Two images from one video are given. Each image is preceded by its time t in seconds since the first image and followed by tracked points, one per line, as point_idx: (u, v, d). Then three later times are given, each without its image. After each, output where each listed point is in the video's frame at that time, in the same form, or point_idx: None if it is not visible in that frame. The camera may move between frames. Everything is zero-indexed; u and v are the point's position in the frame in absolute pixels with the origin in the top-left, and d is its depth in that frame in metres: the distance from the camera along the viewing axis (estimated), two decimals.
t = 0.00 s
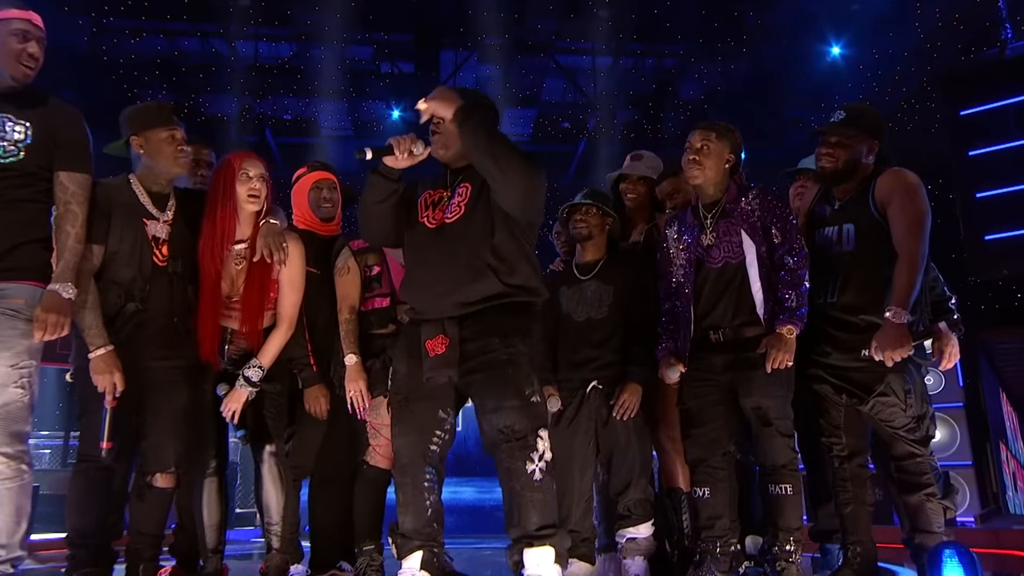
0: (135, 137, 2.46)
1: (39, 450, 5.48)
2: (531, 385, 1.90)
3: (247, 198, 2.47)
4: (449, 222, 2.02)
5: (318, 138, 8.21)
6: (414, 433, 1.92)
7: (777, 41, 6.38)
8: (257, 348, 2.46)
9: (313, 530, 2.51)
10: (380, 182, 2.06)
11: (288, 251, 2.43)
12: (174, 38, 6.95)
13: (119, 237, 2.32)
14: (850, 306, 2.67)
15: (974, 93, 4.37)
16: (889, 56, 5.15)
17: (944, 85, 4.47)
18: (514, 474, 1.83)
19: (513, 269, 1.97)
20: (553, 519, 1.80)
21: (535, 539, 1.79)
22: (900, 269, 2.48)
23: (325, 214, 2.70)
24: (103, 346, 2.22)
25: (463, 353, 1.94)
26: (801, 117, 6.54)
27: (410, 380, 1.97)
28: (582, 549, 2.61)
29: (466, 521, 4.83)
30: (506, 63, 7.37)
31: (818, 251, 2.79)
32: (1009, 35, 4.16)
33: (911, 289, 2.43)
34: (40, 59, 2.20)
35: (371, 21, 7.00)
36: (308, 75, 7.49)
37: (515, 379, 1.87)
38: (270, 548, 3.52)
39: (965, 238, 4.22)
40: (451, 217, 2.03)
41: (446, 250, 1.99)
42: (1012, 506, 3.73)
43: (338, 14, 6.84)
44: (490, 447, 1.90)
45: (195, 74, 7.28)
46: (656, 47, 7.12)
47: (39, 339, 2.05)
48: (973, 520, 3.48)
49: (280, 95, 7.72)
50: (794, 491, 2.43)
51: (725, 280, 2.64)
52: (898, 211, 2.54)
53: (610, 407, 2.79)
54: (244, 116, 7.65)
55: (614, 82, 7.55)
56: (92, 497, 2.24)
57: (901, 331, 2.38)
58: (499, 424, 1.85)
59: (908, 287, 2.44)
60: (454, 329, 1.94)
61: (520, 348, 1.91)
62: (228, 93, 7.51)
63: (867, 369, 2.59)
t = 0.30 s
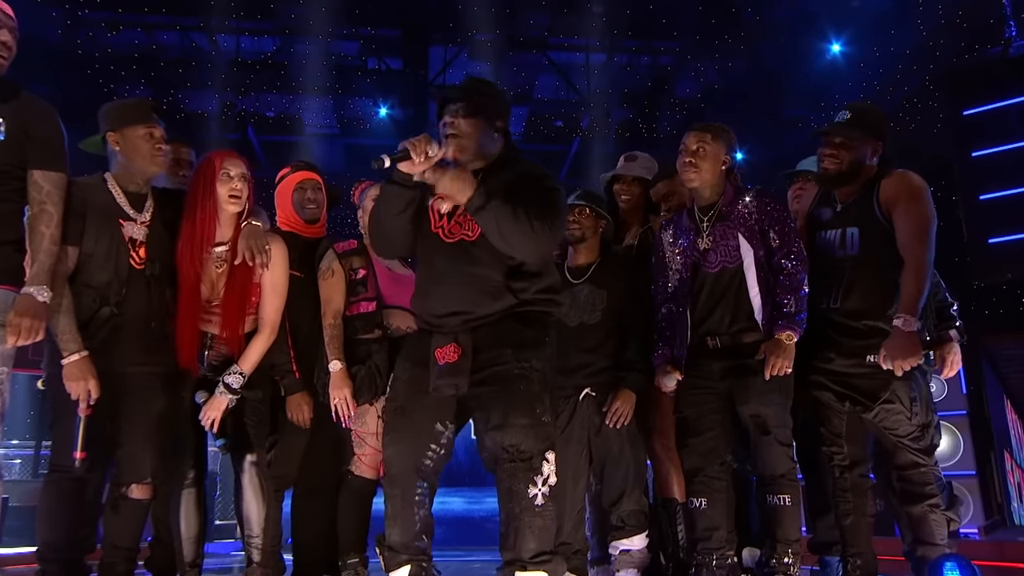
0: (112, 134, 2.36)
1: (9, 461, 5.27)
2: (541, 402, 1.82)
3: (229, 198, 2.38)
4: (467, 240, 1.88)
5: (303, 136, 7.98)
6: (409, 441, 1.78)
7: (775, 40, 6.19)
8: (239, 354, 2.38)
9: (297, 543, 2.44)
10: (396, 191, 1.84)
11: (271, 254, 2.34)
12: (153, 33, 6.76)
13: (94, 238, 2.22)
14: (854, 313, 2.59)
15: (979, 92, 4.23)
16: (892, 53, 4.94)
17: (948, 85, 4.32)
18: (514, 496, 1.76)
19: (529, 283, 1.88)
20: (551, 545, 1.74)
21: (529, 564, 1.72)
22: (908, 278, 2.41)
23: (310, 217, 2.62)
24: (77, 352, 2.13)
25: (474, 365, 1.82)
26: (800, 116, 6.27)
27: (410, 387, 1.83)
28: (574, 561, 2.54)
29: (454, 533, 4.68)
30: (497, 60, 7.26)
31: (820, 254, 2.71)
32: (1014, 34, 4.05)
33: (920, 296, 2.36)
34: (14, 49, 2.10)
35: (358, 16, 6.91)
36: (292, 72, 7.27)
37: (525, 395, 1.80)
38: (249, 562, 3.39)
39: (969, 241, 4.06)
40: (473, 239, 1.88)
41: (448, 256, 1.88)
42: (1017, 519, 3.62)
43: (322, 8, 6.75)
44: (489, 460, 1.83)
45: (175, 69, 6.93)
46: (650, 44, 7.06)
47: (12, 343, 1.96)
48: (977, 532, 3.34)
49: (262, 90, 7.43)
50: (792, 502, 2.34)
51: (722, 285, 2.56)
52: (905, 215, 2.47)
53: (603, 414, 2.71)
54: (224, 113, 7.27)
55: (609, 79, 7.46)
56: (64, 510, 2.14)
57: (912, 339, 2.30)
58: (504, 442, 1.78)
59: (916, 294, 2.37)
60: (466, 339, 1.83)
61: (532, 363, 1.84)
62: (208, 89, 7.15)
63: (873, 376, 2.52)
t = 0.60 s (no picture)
0: (88, 127, 2.27)
1: None
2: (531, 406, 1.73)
3: (209, 195, 2.29)
4: (443, 226, 1.79)
5: (285, 130, 7.72)
6: (383, 447, 1.70)
7: (772, 32, 5.95)
8: (219, 356, 2.30)
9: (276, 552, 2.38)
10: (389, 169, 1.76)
11: (253, 254, 2.26)
12: (130, 22, 6.54)
13: (69, 237, 2.13)
14: (861, 313, 2.51)
15: (986, 86, 4.21)
16: (894, 47, 5.05)
17: (952, 80, 4.32)
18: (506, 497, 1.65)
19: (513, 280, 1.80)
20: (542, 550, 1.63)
21: (521, 570, 1.61)
22: (929, 275, 2.36)
23: (292, 213, 2.53)
24: (50, 355, 2.03)
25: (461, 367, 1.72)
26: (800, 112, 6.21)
27: (387, 391, 1.74)
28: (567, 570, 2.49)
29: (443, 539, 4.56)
30: (487, 53, 7.08)
31: (828, 253, 2.62)
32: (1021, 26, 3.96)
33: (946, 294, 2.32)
34: None
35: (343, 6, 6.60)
36: (276, 63, 7.01)
37: (516, 399, 1.71)
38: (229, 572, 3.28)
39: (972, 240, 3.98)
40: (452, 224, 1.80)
41: (441, 251, 1.78)
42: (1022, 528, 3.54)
43: None
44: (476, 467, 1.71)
45: (153, 61, 6.82)
46: (646, 37, 6.94)
47: None
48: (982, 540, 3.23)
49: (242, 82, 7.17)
50: (791, 509, 2.27)
51: (719, 287, 2.49)
52: (915, 211, 2.42)
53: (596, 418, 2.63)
54: (207, 106, 7.21)
55: (603, 74, 7.31)
56: (35, 519, 2.05)
57: (944, 340, 2.27)
58: (494, 445, 1.67)
59: (942, 292, 2.33)
60: (450, 339, 1.72)
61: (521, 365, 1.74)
62: (189, 81, 7.06)
63: (882, 379, 2.44)
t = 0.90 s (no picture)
0: (65, 126, 2.20)
1: None
2: (506, 417, 1.68)
3: (190, 197, 2.21)
4: (408, 244, 1.73)
5: (272, 130, 7.60)
6: (353, 459, 1.64)
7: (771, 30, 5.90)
8: (199, 364, 2.21)
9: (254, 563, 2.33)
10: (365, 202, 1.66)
11: (236, 258, 2.18)
12: (111, 18, 6.42)
13: (44, 240, 2.05)
14: (863, 320, 2.44)
15: (991, 86, 3.88)
16: (898, 46, 4.97)
17: (956, 79, 3.98)
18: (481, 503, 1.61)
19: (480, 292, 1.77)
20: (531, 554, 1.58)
21: None
22: (934, 278, 2.29)
23: (276, 217, 2.48)
24: (24, 363, 1.95)
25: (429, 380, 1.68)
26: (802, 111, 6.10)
27: (352, 404, 1.67)
28: None
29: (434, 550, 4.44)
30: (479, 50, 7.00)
31: (829, 258, 2.55)
32: None
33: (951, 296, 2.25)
34: None
35: None
36: (262, 61, 6.86)
37: (490, 410, 1.65)
38: None
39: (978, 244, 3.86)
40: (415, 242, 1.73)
41: (423, 260, 1.72)
42: None
43: None
44: (457, 482, 1.65)
45: (134, 57, 6.70)
46: (643, 35, 6.85)
47: None
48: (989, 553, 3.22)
49: (227, 80, 7.04)
50: (793, 522, 2.19)
51: (719, 292, 2.41)
52: (917, 214, 2.35)
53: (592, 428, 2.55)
54: (189, 105, 7.06)
55: (599, 72, 7.23)
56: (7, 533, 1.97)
57: (954, 345, 2.21)
58: (472, 456, 1.62)
59: (947, 295, 2.26)
60: (418, 353, 1.68)
61: (494, 376, 1.71)
62: (170, 80, 6.87)
63: (883, 389, 2.37)
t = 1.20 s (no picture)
0: (42, 123, 2.12)
1: None
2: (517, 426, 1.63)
3: (170, 198, 2.13)
4: (426, 236, 1.64)
5: (257, 127, 7.55)
6: (358, 470, 1.55)
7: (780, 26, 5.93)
8: (180, 372, 2.11)
9: None
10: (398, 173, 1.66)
11: (219, 261, 2.10)
12: (90, 10, 6.12)
13: (19, 243, 1.99)
14: (866, 326, 2.36)
15: (1000, 84, 3.53)
16: (905, 41, 4.52)
17: (966, 76, 3.63)
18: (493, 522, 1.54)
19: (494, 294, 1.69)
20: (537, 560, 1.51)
21: None
22: (921, 282, 2.22)
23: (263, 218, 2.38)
24: None
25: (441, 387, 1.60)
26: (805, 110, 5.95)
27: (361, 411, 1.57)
28: None
29: (424, 563, 4.32)
30: (472, 46, 6.86)
31: (828, 261, 2.47)
32: None
33: (932, 301, 2.17)
34: None
35: None
36: (246, 56, 6.67)
37: (507, 419, 1.60)
38: None
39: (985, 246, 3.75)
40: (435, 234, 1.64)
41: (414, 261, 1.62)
42: None
43: None
44: (461, 492, 1.58)
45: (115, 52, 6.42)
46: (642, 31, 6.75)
47: None
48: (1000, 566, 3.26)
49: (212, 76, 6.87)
50: (796, 534, 2.11)
51: (719, 297, 2.33)
52: (916, 217, 2.27)
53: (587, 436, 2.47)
54: (172, 103, 6.89)
55: (597, 69, 7.11)
56: None
57: (923, 347, 2.11)
58: (485, 469, 1.56)
59: (928, 299, 2.19)
60: (429, 359, 1.59)
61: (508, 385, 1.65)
62: (153, 76, 6.65)
63: (889, 395, 2.30)
